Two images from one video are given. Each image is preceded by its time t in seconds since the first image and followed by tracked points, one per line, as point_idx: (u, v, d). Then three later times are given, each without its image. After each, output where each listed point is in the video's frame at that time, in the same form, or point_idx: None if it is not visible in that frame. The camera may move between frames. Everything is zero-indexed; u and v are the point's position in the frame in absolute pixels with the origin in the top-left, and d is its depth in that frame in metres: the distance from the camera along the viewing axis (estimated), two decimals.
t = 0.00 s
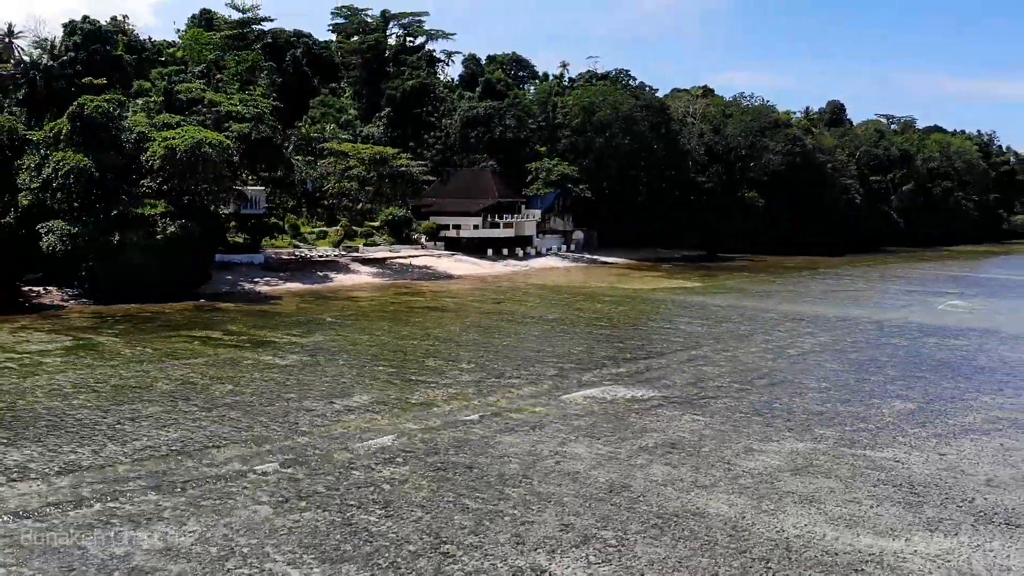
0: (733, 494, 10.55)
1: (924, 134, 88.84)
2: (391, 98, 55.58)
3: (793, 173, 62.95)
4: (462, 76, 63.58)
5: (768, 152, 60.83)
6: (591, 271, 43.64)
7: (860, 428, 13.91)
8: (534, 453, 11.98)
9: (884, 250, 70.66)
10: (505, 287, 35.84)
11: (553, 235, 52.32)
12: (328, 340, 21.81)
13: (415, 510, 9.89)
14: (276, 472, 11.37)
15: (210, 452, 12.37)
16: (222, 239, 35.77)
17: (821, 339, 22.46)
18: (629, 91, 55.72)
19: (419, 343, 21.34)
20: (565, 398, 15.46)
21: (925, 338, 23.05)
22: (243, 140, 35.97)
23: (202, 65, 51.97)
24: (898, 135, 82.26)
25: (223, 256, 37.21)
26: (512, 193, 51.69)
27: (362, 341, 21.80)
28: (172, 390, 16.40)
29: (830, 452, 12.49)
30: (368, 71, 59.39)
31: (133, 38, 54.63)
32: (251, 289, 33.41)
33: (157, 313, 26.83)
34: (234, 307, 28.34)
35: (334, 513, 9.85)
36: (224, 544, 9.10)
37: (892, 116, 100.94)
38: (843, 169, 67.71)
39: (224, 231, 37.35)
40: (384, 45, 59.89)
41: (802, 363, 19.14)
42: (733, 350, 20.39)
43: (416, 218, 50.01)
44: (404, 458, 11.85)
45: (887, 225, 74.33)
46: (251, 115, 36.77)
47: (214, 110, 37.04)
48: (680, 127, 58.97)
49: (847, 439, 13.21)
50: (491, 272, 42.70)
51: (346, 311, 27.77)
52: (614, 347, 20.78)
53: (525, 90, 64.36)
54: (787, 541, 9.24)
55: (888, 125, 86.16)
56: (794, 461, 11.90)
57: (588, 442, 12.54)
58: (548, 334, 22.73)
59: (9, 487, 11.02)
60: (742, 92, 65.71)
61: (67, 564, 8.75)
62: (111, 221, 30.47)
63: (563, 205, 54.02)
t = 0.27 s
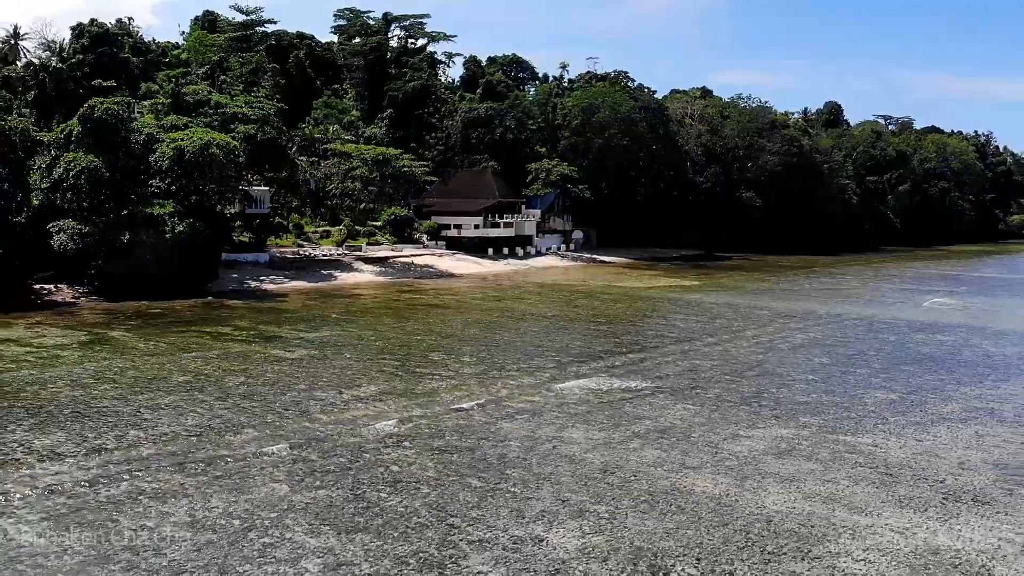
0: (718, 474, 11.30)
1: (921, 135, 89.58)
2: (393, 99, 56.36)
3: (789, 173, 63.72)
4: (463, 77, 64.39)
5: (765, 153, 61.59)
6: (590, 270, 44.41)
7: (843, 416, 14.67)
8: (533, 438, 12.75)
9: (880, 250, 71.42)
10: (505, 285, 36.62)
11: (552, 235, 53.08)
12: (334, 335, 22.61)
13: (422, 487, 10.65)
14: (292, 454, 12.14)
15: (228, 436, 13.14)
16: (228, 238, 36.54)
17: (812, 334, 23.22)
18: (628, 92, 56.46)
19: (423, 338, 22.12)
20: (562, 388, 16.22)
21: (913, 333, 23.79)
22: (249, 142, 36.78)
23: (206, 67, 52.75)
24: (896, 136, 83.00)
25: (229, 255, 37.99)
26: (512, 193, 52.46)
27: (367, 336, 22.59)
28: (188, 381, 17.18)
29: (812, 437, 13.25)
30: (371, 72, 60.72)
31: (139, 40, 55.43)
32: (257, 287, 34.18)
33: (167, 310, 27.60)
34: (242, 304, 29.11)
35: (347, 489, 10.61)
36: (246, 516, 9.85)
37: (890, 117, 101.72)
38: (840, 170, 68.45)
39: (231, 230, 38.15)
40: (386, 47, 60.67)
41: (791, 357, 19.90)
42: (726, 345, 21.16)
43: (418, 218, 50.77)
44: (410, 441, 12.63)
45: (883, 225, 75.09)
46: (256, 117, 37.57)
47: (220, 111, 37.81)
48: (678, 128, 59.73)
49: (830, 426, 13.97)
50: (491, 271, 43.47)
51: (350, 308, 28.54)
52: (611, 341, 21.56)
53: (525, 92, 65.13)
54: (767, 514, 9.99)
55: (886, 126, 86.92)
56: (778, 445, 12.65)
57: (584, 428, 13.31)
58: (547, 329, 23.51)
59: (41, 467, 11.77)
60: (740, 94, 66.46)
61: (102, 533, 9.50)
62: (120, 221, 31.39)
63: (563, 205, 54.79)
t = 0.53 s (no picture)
0: (706, 457, 12.03)
1: (917, 135, 90.40)
2: (395, 101, 57.14)
3: (786, 174, 64.56)
4: (464, 79, 65.20)
5: (762, 154, 62.39)
6: (589, 269, 45.14)
7: (827, 405, 15.41)
8: (533, 424, 13.50)
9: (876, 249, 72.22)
10: (506, 284, 37.35)
11: (552, 234, 53.82)
12: (339, 331, 23.39)
13: (428, 467, 11.40)
14: (305, 439, 12.86)
15: (244, 423, 13.87)
16: (233, 237, 37.28)
17: (802, 330, 23.97)
18: (626, 94, 57.21)
19: (428, 333, 22.88)
20: (561, 379, 17.01)
21: (900, 328, 24.57)
22: (255, 143, 37.68)
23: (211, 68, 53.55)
24: (892, 137, 83.88)
25: (234, 253, 38.76)
26: (512, 193, 53.22)
27: (371, 331, 23.32)
28: (201, 373, 17.92)
29: (796, 423, 13.94)
30: (373, 74, 61.50)
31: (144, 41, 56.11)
32: (263, 285, 34.93)
33: (176, 307, 28.32)
34: (249, 302, 29.84)
35: (359, 469, 11.34)
36: (265, 493, 10.57)
37: (886, 118, 102.56)
38: (836, 170, 69.27)
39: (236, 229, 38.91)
40: (387, 50, 61.46)
41: (781, 351, 20.66)
42: (720, 340, 21.83)
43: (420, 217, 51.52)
44: (416, 427, 13.38)
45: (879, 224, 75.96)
46: (261, 119, 38.42)
47: (226, 113, 38.59)
48: (676, 129, 60.51)
49: (814, 414, 14.68)
50: (492, 270, 44.23)
51: (354, 306, 29.30)
52: (607, 336, 22.31)
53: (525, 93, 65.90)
54: (750, 491, 10.72)
55: (882, 127, 87.84)
56: (763, 431, 13.40)
57: (581, 415, 14.07)
58: (545, 325, 24.23)
59: (70, 451, 12.47)
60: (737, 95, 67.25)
61: (132, 508, 10.21)
62: (129, 220, 32.25)
63: (562, 205, 55.54)
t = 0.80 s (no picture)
0: (694, 440, 12.84)
1: (914, 136, 91.18)
2: (397, 102, 57.93)
3: (783, 174, 65.40)
4: (465, 80, 66.01)
5: (759, 154, 63.20)
6: (588, 268, 45.94)
7: (813, 394, 16.20)
8: (532, 411, 14.32)
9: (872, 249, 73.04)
10: (507, 282, 38.18)
11: (552, 234, 54.63)
12: (346, 326, 24.20)
13: (434, 448, 12.20)
14: (317, 423, 13.66)
15: (259, 409, 14.69)
16: (239, 236, 38.09)
17: (793, 325, 24.78)
18: (625, 95, 58.02)
19: (432, 328, 23.69)
20: (558, 370, 17.83)
21: (888, 324, 25.40)
22: (261, 144, 38.57)
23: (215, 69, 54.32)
24: (889, 137, 84.68)
25: (240, 252, 39.56)
26: (512, 193, 54.05)
27: (377, 326, 24.11)
28: (215, 365, 18.72)
29: (781, 410, 14.74)
30: (375, 75, 62.16)
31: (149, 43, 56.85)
32: (269, 283, 35.75)
33: (186, 303, 29.11)
34: (256, 299, 30.64)
35: (369, 450, 12.15)
36: (282, 471, 11.37)
37: (883, 118, 103.37)
38: (832, 170, 70.07)
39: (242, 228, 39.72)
40: (390, 52, 62.24)
41: (772, 345, 21.44)
42: (713, 334, 22.61)
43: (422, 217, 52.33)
44: (422, 413, 14.19)
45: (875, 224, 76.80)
46: (267, 120, 39.30)
47: (233, 114, 39.42)
48: (674, 130, 61.32)
49: (799, 402, 15.47)
50: (493, 268, 45.04)
51: (359, 303, 30.12)
52: (604, 331, 23.12)
53: (525, 94, 66.72)
54: (734, 470, 11.52)
55: (879, 128, 88.67)
56: (749, 417, 14.21)
57: (577, 403, 14.90)
58: (544, 321, 25.06)
59: (97, 435, 13.28)
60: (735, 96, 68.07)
61: (160, 484, 11.00)
62: (139, 219, 33.09)
63: (562, 205, 56.37)
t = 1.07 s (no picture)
0: (684, 427, 13.59)
1: (912, 136, 91.96)
2: (399, 103, 58.65)
3: (780, 175, 66.10)
4: (466, 82, 66.77)
5: (756, 155, 63.91)
6: (587, 267, 46.66)
7: (800, 385, 16.95)
8: (531, 400, 15.05)
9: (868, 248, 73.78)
10: (507, 280, 38.90)
11: (551, 233, 55.38)
12: (350, 322, 24.94)
13: (438, 433, 12.93)
14: (327, 411, 14.40)
15: (272, 398, 15.42)
16: (244, 235, 38.84)
17: (785, 321, 25.49)
18: (624, 96, 58.74)
19: (435, 324, 24.42)
20: (556, 363, 18.56)
21: (878, 320, 26.12)
22: (266, 146, 39.39)
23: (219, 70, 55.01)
24: (886, 138, 85.43)
25: (246, 251, 40.31)
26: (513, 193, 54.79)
27: (381, 322, 24.85)
28: (226, 358, 19.44)
29: (768, 400, 15.45)
30: (377, 77, 62.64)
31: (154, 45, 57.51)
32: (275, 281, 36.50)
33: (194, 300, 29.84)
34: (262, 296, 31.36)
35: (378, 435, 12.89)
36: (296, 453, 12.12)
37: (881, 119, 104.24)
38: (829, 171, 70.80)
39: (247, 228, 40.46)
40: (391, 54, 62.93)
41: (764, 339, 22.17)
42: (707, 330, 23.32)
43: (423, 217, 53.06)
44: (426, 402, 14.93)
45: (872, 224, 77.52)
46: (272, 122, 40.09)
47: (238, 116, 40.18)
48: (672, 131, 62.05)
49: (787, 392, 16.19)
50: (494, 267, 45.78)
51: (363, 300, 30.89)
52: (601, 327, 23.86)
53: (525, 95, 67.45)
54: (720, 453, 12.26)
55: (876, 129, 89.41)
56: (738, 406, 14.94)
57: (575, 394, 15.62)
58: (543, 317, 25.77)
59: (120, 421, 14.02)
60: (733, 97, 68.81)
61: (183, 464, 11.76)
62: (147, 218, 33.88)
63: (561, 205, 57.11)
